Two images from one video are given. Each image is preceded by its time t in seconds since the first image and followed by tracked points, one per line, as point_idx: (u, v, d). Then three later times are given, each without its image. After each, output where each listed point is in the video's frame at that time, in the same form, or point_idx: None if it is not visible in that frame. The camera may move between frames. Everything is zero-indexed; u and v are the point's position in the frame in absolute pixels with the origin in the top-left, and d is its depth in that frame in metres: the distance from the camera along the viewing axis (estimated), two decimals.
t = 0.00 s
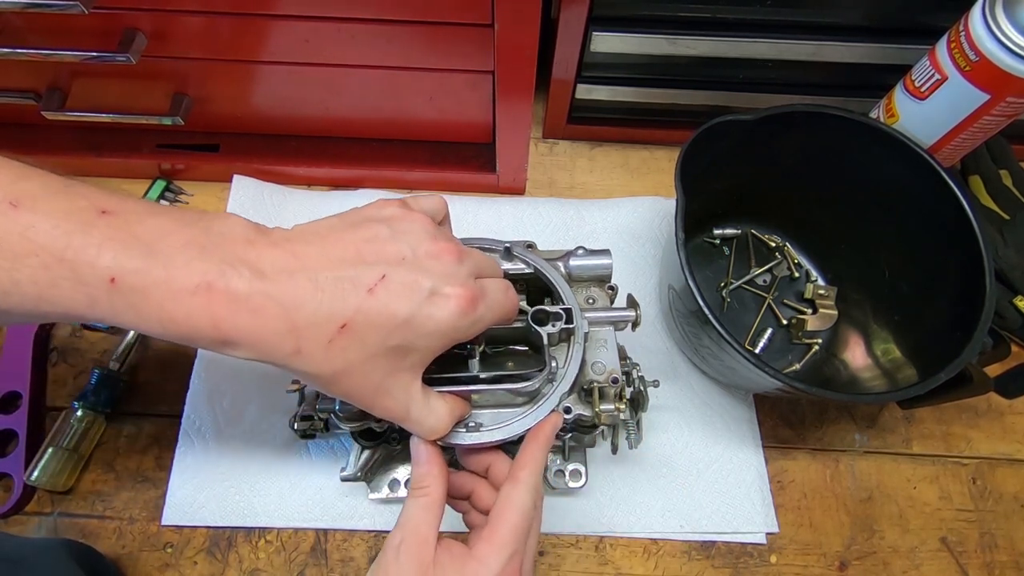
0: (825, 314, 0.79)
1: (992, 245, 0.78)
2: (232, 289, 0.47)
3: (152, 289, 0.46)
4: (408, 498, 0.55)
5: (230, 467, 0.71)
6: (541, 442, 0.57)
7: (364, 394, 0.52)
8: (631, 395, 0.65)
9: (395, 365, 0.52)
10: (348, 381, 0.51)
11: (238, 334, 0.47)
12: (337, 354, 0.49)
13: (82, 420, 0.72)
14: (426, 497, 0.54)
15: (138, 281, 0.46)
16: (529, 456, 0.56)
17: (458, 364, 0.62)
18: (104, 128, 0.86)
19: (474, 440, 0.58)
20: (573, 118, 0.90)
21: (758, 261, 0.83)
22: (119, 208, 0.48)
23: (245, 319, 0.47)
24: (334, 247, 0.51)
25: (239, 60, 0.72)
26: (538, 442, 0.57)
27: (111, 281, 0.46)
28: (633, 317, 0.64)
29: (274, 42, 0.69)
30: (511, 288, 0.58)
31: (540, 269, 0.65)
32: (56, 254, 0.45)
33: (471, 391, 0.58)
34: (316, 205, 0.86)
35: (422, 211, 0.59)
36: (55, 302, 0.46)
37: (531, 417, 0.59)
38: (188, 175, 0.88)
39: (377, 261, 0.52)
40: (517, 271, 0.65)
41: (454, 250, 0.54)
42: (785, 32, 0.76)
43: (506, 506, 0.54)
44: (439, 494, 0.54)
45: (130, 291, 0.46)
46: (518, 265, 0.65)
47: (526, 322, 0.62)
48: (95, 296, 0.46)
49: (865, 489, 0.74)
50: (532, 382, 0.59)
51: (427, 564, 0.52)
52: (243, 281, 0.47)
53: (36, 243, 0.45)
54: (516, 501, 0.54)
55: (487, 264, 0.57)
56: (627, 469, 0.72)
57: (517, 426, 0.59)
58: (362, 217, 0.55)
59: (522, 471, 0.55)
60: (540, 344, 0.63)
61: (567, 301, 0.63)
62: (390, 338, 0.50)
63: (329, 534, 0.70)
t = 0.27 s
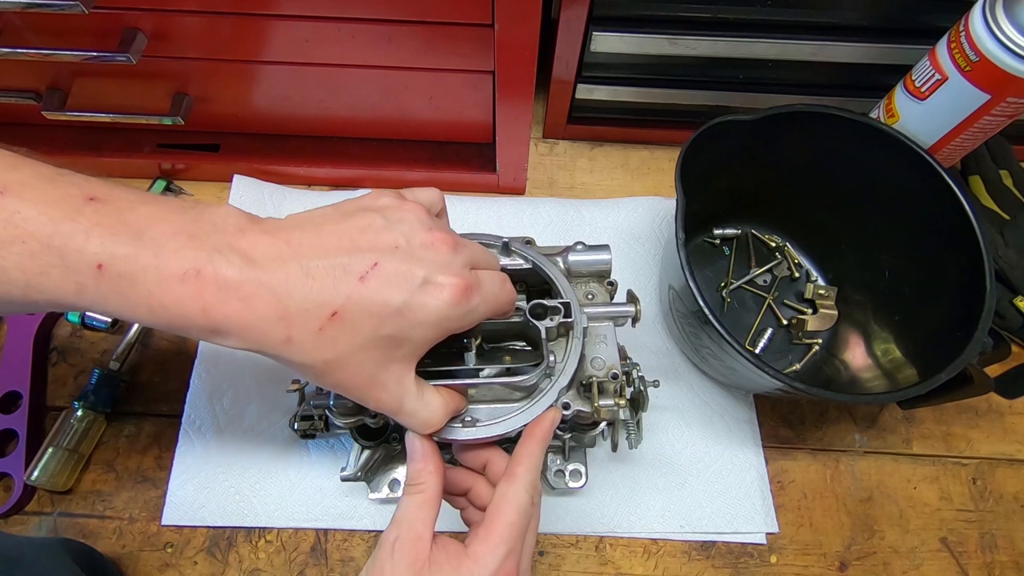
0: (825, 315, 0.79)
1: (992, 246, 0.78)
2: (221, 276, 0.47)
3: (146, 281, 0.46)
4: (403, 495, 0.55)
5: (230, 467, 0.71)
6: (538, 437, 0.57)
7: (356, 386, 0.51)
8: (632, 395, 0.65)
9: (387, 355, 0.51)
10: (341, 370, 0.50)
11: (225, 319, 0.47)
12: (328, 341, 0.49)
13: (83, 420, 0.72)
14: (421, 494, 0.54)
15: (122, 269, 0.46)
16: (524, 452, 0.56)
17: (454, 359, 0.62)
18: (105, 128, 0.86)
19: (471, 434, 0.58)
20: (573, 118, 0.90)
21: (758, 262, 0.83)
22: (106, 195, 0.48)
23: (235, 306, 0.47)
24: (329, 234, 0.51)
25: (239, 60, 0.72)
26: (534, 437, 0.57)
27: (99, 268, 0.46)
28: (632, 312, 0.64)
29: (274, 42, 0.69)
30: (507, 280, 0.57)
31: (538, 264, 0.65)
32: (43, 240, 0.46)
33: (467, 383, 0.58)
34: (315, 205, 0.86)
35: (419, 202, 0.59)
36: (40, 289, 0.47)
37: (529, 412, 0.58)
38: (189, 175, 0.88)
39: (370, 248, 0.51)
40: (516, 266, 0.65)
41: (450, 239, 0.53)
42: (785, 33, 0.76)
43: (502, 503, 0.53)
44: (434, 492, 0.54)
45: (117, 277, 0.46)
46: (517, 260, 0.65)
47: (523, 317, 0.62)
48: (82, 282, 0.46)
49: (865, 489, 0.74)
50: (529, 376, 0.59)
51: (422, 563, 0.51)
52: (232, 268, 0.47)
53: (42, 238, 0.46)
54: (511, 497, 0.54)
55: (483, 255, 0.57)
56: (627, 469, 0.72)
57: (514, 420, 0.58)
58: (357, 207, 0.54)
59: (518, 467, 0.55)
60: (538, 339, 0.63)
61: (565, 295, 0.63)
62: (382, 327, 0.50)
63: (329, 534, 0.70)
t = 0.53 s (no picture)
0: (825, 315, 0.79)
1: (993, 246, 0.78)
2: (207, 257, 0.46)
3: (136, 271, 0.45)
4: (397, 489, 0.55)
5: (230, 467, 0.71)
6: (537, 430, 0.56)
7: (345, 371, 0.50)
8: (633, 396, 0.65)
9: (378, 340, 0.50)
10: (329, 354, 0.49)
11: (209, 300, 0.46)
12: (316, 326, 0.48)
13: (83, 420, 0.72)
14: (415, 489, 0.54)
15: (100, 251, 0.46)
16: (521, 446, 0.55)
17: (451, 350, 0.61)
18: (105, 128, 0.86)
19: (468, 427, 0.58)
20: (573, 118, 0.90)
21: (758, 262, 0.83)
22: (89, 176, 0.48)
23: (221, 290, 0.46)
24: (320, 217, 0.50)
25: (239, 60, 0.72)
26: (532, 431, 0.56)
27: (80, 249, 0.46)
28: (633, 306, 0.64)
29: (274, 42, 0.69)
30: (503, 268, 0.57)
31: (536, 258, 0.65)
32: (22, 222, 0.46)
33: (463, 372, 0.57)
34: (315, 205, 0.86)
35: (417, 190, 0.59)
36: (23, 272, 0.47)
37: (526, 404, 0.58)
38: (189, 175, 0.88)
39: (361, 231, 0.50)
40: (512, 260, 0.65)
41: (443, 224, 0.53)
42: (786, 33, 0.76)
43: (498, 500, 0.53)
44: (427, 487, 0.54)
45: (97, 257, 0.46)
46: (513, 254, 0.65)
47: (521, 308, 0.61)
48: (66, 265, 0.47)
49: (865, 489, 0.74)
50: (525, 366, 0.58)
51: (416, 560, 0.51)
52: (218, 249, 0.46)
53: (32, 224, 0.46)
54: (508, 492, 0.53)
55: (478, 242, 0.56)
56: (627, 469, 0.72)
57: (512, 413, 0.58)
58: (350, 193, 0.54)
59: (514, 461, 0.55)
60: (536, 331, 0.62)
61: (563, 287, 0.63)
62: (373, 310, 0.49)
63: (329, 533, 0.70)
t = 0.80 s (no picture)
0: (825, 315, 0.79)
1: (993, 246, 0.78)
2: (194, 236, 0.45)
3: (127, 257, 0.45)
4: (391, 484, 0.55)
5: (230, 467, 0.71)
6: (536, 425, 0.56)
7: (338, 357, 0.50)
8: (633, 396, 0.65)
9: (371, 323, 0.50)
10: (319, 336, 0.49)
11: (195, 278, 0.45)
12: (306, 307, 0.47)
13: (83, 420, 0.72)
14: (410, 485, 0.54)
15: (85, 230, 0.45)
16: (519, 442, 0.55)
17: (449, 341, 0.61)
18: (105, 128, 0.86)
19: (465, 420, 0.57)
20: (573, 118, 0.90)
21: (758, 262, 0.83)
22: (75, 156, 0.47)
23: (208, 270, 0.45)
24: (311, 197, 0.50)
25: (239, 60, 0.72)
26: (530, 426, 0.56)
27: (63, 228, 0.45)
28: (634, 301, 0.64)
29: (275, 42, 0.69)
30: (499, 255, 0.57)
31: (536, 253, 0.65)
32: (4, 201, 0.45)
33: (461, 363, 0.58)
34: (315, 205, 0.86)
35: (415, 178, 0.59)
36: (6, 252, 0.46)
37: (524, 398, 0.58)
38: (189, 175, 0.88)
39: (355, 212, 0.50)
40: (512, 253, 0.64)
41: (437, 207, 0.53)
42: (786, 33, 0.76)
43: (496, 497, 0.53)
44: (423, 484, 0.54)
45: (81, 237, 0.45)
46: (513, 248, 0.64)
47: (521, 301, 0.61)
48: (48, 245, 0.46)
49: (865, 489, 0.74)
50: (524, 359, 0.58)
51: (410, 556, 0.51)
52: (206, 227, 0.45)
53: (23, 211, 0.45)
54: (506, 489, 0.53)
55: (474, 229, 0.56)
56: (627, 469, 0.72)
57: (508, 407, 0.58)
58: (344, 174, 0.53)
59: (513, 458, 0.55)
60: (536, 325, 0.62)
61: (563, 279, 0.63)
62: (366, 293, 0.49)
63: (329, 533, 0.70)
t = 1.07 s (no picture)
0: (825, 315, 0.79)
1: (992, 246, 0.78)
2: (181, 202, 0.46)
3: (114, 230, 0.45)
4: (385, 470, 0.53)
5: (229, 467, 0.71)
6: (535, 412, 0.55)
7: (328, 330, 0.49)
8: (633, 396, 0.65)
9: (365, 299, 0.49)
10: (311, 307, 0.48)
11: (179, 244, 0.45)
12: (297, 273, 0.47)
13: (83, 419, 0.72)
14: (404, 471, 0.52)
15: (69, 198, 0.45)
16: (518, 429, 0.54)
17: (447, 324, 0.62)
18: (105, 128, 0.86)
19: (462, 403, 0.57)
20: (573, 118, 0.90)
21: (759, 262, 0.83)
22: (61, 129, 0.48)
23: (193, 235, 0.45)
24: (303, 169, 0.51)
25: (239, 60, 0.72)
26: (529, 413, 0.55)
27: (45, 195, 0.45)
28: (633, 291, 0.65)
29: (275, 42, 0.69)
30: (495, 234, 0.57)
31: (534, 244, 0.65)
32: None
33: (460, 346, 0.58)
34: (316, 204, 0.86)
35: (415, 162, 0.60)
36: None
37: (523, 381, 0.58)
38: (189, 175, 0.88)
39: (348, 180, 0.51)
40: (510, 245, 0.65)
41: (432, 180, 0.54)
42: (785, 33, 0.76)
43: (495, 484, 0.52)
44: (417, 472, 0.52)
45: (65, 204, 0.45)
46: (511, 239, 0.65)
47: (520, 286, 0.61)
48: (33, 215, 0.46)
49: (865, 490, 0.74)
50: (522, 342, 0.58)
51: (405, 544, 0.50)
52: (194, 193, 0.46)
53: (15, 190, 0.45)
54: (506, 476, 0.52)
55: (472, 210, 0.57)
56: (626, 469, 0.72)
57: (506, 390, 0.58)
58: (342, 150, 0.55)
59: (513, 445, 0.54)
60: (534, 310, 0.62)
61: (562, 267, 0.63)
62: (358, 262, 0.48)
63: (330, 533, 0.70)
